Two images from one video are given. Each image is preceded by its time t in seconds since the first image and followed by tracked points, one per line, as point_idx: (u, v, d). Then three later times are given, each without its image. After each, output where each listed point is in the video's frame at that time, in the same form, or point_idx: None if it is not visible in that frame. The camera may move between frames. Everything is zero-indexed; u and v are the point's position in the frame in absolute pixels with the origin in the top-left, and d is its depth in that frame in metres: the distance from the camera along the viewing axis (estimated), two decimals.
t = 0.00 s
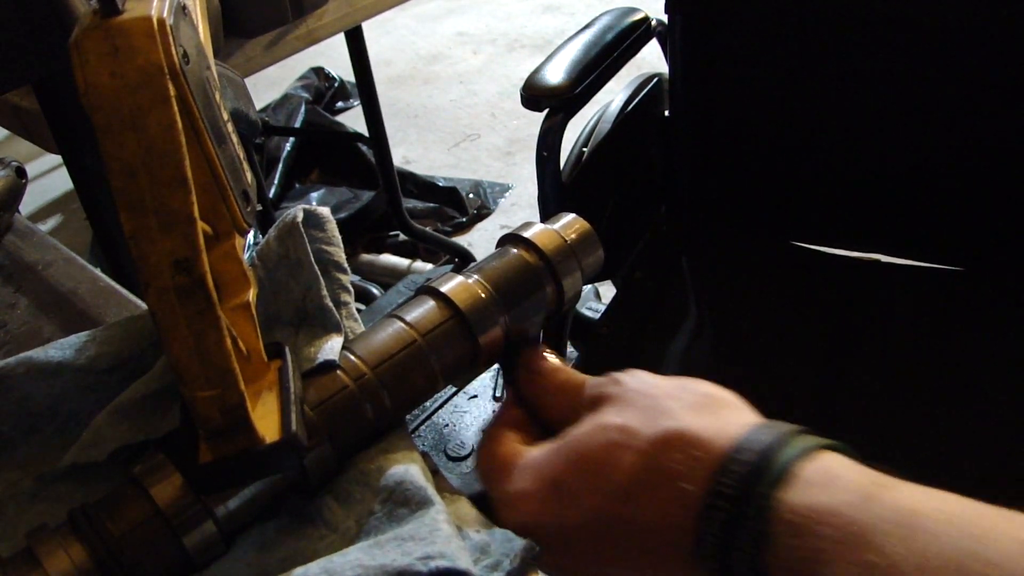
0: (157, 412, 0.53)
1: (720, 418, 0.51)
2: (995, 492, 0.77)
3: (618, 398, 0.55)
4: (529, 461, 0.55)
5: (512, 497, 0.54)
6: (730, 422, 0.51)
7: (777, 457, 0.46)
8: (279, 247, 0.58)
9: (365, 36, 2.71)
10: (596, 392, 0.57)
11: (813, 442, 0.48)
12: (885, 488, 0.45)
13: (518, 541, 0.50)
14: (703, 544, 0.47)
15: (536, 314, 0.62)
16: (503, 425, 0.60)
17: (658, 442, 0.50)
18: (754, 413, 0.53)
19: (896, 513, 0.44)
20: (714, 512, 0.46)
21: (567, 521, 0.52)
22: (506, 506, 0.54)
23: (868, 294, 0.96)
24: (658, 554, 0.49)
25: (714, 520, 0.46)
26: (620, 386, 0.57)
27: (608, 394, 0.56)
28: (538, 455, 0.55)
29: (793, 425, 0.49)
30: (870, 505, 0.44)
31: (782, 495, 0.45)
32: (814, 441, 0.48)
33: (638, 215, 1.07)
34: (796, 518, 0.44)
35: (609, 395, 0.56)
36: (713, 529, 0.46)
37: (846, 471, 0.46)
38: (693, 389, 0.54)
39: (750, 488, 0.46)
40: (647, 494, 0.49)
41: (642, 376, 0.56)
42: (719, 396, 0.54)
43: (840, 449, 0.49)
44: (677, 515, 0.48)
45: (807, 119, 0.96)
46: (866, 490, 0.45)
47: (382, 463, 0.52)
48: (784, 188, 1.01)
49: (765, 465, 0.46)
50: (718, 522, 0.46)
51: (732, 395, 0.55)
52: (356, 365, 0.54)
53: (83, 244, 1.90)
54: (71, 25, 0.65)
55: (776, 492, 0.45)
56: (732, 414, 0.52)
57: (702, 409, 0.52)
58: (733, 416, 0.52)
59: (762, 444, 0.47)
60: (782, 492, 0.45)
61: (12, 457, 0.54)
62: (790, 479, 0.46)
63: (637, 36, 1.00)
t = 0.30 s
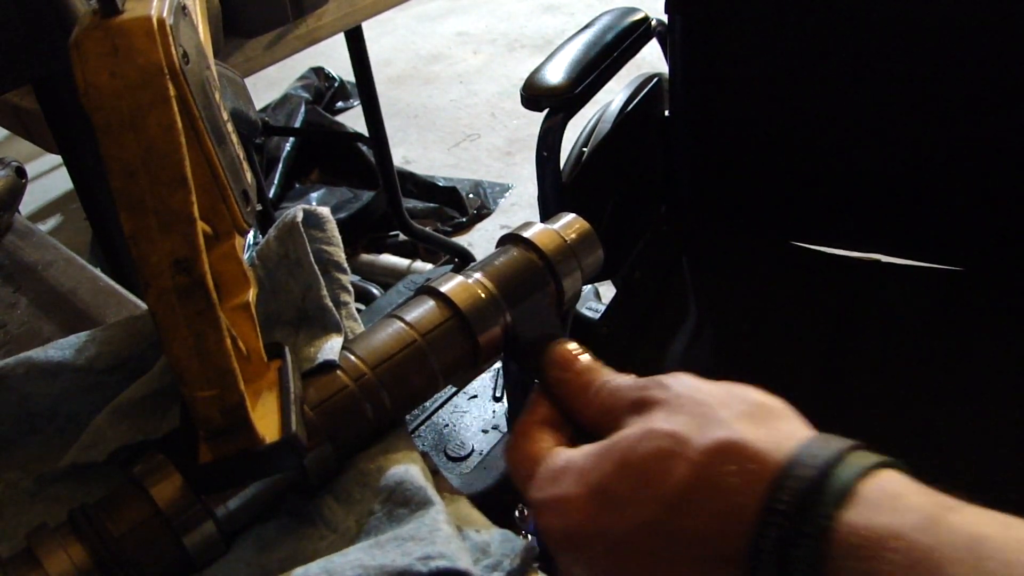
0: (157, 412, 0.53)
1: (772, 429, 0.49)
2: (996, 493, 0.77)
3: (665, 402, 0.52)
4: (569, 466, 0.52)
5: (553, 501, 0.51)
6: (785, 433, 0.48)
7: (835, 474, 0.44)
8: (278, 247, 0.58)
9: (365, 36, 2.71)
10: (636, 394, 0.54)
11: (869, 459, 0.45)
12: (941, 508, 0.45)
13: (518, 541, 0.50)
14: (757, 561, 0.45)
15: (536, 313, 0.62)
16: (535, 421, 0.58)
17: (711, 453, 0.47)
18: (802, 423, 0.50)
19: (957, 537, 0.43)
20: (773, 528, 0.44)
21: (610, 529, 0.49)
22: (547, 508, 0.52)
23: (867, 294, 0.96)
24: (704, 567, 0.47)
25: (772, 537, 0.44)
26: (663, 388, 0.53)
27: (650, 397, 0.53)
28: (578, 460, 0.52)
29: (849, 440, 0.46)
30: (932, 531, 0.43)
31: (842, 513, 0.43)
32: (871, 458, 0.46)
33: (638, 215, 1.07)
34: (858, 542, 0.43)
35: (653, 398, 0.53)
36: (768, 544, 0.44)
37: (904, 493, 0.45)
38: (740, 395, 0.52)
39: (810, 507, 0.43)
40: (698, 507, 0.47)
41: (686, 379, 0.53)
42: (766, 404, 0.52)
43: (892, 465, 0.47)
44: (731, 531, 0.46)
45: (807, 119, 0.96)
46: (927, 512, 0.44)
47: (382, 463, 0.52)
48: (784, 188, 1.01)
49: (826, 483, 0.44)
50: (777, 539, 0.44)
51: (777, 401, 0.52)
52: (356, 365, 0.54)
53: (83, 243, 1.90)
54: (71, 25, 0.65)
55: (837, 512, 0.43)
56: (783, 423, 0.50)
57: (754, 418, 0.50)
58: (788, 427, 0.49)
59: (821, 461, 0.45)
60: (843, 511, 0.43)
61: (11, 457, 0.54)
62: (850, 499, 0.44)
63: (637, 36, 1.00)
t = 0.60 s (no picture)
0: (157, 412, 0.53)
1: (699, 411, 0.53)
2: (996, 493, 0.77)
3: (603, 389, 0.57)
4: (515, 450, 0.56)
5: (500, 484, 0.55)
6: (711, 415, 0.53)
7: (754, 449, 0.49)
8: (279, 247, 0.58)
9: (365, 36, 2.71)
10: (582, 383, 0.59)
11: (789, 434, 0.50)
12: (847, 474, 0.49)
13: (518, 541, 0.50)
14: (683, 528, 0.49)
15: (535, 313, 0.62)
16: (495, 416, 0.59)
17: (641, 433, 0.52)
18: (729, 406, 0.55)
19: (860, 499, 0.47)
20: (693, 500, 0.49)
21: (552, 508, 0.53)
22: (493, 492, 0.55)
23: (868, 294, 0.96)
24: (637, 541, 0.51)
25: (695, 505, 0.49)
26: (604, 376, 0.59)
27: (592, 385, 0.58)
28: (523, 444, 0.56)
29: (768, 418, 0.51)
30: (838, 495, 0.47)
31: (756, 484, 0.48)
32: (790, 433, 0.50)
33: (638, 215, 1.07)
34: (769, 508, 0.48)
35: (595, 386, 0.58)
36: (692, 513, 0.49)
37: (814, 463, 0.49)
38: (674, 383, 0.56)
39: (727, 479, 0.48)
40: (628, 484, 0.51)
41: (627, 368, 0.58)
42: (698, 388, 0.56)
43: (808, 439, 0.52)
44: (660, 503, 0.50)
45: (807, 119, 0.96)
46: (832, 479, 0.48)
47: (382, 463, 0.52)
48: (784, 188, 1.01)
49: (743, 456, 0.48)
50: (698, 507, 0.48)
51: (713, 390, 0.57)
52: (356, 365, 0.54)
53: (83, 244, 1.90)
54: (70, 24, 0.65)
55: (751, 482, 0.48)
56: (709, 407, 0.54)
57: (684, 402, 0.54)
58: (713, 409, 0.54)
59: (739, 436, 0.49)
60: (757, 481, 0.48)
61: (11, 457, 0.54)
62: (764, 471, 0.49)
63: (637, 36, 1.00)
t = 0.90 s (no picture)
0: (156, 412, 0.53)
1: (750, 431, 0.47)
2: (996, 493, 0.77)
3: (642, 408, 0.51)
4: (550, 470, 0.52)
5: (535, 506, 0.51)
6: (762, 435, 0.47)
7: (808, 472, 0.43)
8: (279, 247, 0.58)
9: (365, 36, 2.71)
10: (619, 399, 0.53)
11: (845, 457, 0.45)
12: (916, 508, 0.43)
13: (518, 542, 0.50)
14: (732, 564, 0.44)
15: (537, 314, 0.62)
16: (528, 429, 0.58)
17: (685, 458, 0.46)
18: (783, 425, 0.48)
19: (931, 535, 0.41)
20: (743, 533, 0.43)
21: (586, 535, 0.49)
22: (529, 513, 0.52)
23: (867, 294, 0.96)
24: None
25: (743, 538, 0.43)
26: (644, 393, 0.52)
27: (631, 401, 0.52)
28: (556, 468, 0.51)
29: (823, 439, 0.45)
30: (904, 525, 0.42)
31: (812, 514, 0.42)
32: (846, 456, 0.45)
33: (638, 215, 1.07)
34: (831, 545, 0.42)
35: (635, 404, 0.52)
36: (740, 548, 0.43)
37: (881, 494, 0.43)
38: (720, 397, 0.50)
39: (781, 508, 0.42)
40: (671, 515, 0.46)
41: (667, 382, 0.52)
42: (746, 405, 0.50)
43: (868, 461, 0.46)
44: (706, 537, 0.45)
45: (806, 119, 0.96)
46: (899, 509, 0.42)
47: (382, 464, 0.52)
48: (784, 187, 1.01)
49: (796, 480, 0.43)
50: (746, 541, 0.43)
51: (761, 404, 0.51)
52: (356, 365, 0.54)
53: (83, 243, 1.90)
54: (71, 25, 0.65)
55: (810, 516, 0.42)
56: (760, 425, 0.48)
57: (731, 419, 0.48)
58: (766, 428, 0.48)
59: (795, 462, 0.43)
60: (815, 513, 0.42)
61: (11, 457, 0.54)
62: (821, 500, 0.43)
63: (637, 36, 1.00)
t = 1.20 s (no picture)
0: (157, 412, 0.53)
1: (765, 426, 0.49)
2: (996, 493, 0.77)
3: (656, 400, 0.52)
4: (564, 463, 0.52)
5: (549, 497, 0.52)
6: (775, 429, 0.49)
7: (825, 470, 0.44)
8: (278, 247, 0.58)
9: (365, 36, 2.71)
10: (631, 390, 0.54)
11: (860, 454, 0.46)
12: (929, 503, 0.44)
13: (518, 541, 0.50)
14: (749, 556, 0.44)
15: (535, 312, 0.62)
16: (533, 423, 0.58)
17: (702, 447, 0.48)
18: (796, 421, 0.50)
19: (946, 532, 0.43)
20: (759, 524, 0.44)
21: (604, 524, 0.49)
22: (541, 504, 0.52)
23: (868, 294, 0.96)
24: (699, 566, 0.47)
25: (764, 531, 0.44)
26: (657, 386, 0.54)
27: (644, 393, 0.53)
28: (573, 458, 0.52)
29: (840, 436, 0.47)
30: (919, 523, 0.43)
31: (832, 508, 0.43)
32: (860, 453, 0.46)
33: (638, 215, 1.07)
34: (849, 536, 0.43)
35: (646, 396, 0.53)
36: (760, 539, 0.44)
37: (892, 489, 0.45)
38: (733, 392, 0.52)
39: (799, 501, 0.43)
40: (690, 507, 0.47)
41: (678, 376, 0.54)
42: (761, 402, 0.52)
43: (881, 460, 0.47)
44: (721, 526, 0.46)
45: (806, 119, 0.96)
46: (915, 507, 0.44)
47: (382, 463, 0.52)
48: (784, 188, 1.01)
49: (814, 477, 0.44)
50: (767, 533, 0.44)
51: (771, 399, 0.52)
52: (356, 365, 0.54)
53: (83, 244, 1.90)
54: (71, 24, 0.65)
55: (826, 507, 0.43)
56: (772, 419, 0.50)
57: (745, 415, 0.50)
58: (777, 422, 0.50)
59: (813, 457, 0.45)
60: (835, 508, 0.43)
61: (12, 458, 0.54)
62: (840, 494, 0.44)
63: (637, 36, 1.00)
